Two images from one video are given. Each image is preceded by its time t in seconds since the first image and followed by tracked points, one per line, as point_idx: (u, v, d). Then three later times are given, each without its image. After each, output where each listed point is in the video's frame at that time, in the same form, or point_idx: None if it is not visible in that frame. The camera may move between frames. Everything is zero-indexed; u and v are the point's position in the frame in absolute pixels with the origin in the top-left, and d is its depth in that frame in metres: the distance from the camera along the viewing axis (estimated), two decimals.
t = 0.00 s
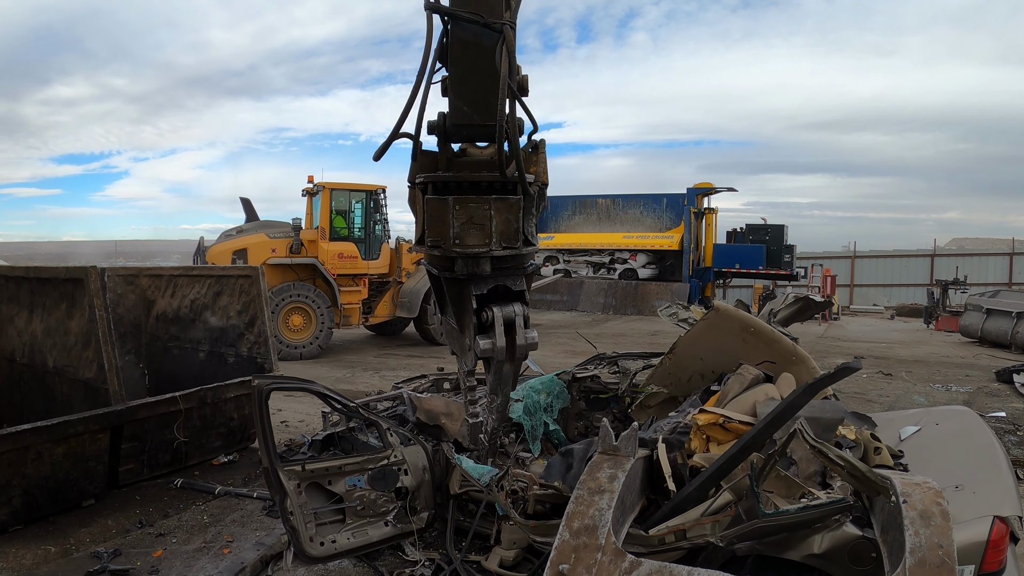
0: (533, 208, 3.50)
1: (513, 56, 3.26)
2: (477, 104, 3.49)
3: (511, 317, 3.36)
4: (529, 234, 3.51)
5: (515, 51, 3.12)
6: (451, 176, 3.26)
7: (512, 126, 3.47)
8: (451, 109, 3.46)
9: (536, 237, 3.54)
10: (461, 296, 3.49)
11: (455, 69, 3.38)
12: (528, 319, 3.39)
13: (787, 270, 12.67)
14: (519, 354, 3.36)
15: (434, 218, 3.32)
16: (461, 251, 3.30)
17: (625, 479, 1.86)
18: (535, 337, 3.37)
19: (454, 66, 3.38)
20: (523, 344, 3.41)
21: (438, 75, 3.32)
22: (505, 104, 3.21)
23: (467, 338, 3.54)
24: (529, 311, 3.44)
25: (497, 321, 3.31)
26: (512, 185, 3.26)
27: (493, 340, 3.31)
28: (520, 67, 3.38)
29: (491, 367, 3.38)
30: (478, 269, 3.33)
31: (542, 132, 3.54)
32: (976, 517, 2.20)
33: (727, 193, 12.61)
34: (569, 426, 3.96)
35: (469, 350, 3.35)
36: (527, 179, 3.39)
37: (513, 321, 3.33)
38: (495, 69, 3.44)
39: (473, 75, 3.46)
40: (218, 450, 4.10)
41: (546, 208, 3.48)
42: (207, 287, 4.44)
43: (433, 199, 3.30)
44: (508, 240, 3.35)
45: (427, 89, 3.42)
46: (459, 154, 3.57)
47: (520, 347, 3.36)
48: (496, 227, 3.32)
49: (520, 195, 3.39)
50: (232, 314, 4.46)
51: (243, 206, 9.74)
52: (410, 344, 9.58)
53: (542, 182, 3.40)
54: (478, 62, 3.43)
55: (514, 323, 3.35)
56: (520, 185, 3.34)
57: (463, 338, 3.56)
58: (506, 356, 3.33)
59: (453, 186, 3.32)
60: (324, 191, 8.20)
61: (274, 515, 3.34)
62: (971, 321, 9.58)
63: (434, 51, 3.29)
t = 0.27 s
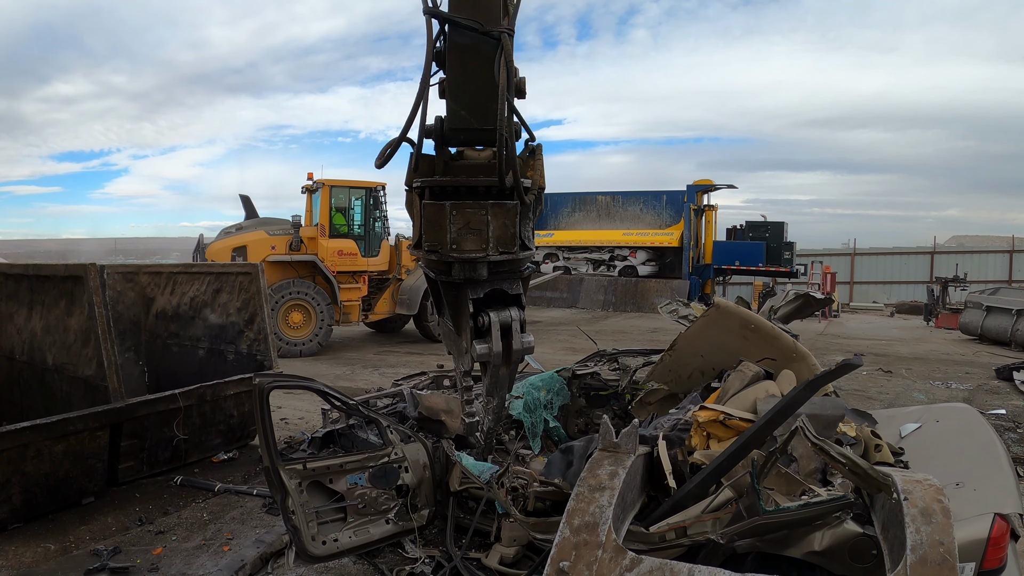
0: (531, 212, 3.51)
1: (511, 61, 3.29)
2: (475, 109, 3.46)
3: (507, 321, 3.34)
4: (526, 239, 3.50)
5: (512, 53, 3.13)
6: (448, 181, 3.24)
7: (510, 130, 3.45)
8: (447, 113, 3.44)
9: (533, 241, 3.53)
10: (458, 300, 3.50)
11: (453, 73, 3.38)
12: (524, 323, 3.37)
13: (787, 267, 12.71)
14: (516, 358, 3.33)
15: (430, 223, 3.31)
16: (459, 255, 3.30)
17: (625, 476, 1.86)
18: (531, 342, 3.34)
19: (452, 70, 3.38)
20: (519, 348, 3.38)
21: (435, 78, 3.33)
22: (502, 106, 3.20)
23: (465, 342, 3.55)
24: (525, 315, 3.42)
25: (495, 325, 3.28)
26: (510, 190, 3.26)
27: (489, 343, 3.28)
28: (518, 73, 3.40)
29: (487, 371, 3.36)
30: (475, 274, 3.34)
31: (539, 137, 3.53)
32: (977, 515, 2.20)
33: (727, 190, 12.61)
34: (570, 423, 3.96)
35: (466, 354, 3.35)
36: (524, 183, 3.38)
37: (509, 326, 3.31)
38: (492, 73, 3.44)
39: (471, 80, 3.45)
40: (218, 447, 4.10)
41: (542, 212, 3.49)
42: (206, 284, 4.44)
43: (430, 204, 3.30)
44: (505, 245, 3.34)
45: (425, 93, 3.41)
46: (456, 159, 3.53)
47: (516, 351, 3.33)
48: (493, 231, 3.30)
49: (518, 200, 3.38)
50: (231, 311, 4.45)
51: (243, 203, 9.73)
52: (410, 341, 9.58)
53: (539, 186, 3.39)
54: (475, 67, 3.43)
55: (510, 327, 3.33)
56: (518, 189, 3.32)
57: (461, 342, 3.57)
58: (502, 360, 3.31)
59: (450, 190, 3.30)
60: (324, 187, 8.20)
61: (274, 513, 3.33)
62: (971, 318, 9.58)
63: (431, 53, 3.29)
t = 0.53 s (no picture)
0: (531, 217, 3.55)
1: (512, 66, 3.30)
2: (477, 112, 3.44)
3: (514, 324, 3.52)
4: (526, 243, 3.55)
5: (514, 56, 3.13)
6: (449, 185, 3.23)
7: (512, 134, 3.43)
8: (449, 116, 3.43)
9: (533, 245, 3.60)
10: (463, 304, 3.52)
11: (454, 77, 3.37)
12: (530, 325, 3.58)
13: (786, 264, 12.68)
14: (522, 359, 3.56)
15: (433, 227, 3.38)
16: (460, 260, 3.35)
17: (625, 472, 1.86)
18: (536, 343, 3.57)
19: (453, 74, 3.37)
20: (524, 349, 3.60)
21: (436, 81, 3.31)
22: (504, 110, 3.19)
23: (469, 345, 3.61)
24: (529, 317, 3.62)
25: (502, 329, 3.46)
26: (511, 194, 3.28)
27: (498, 347, 3.46)
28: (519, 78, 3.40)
29: (495, 372, 3.57)
30: (476, 278, 3.40)
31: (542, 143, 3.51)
32: (977, 512, 2.19)
33: (726, 187, 12.61)
34: (569, 420, 3.96)
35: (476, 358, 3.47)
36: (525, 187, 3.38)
37: (517, 329, 3.49)
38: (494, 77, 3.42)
39: (472, 83, 3.44)
40: (217, 444, 4.10)
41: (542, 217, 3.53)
42: (205, 281, 4.44)
43: (432, 208, 3.35)
44: (506, 249, 3.40)
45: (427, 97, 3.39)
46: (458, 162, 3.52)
47: (523, 353, 3.55)
48: (494, 236, 3.34)
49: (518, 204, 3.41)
50: (231, 308, 4.45)
51: (242, 201, 9.73)
52: (410, 338, 9.58)
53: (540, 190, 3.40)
54: (477, 70, 3.42)
55: (517, 330, 3.53)
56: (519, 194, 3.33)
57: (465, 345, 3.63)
58: (510, 362, 3.52)
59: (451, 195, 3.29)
60: (324, 184, 8.21)
61: (274, 510, 3.33)
62: (970, 315, 9.58)
63: (432, 56, 3.28)
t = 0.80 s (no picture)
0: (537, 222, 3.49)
1: (516, 72, 3.26)
2: (481, 117, 3.43)
3: (525, 328, 3.40)
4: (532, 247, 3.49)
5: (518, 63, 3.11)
6: (452, 192, 3.22)
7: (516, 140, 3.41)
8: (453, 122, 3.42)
9: (540, 249, 3.52)
10: (471, 308, 3.45)
11: (458, 83, 3.35)
12: (540, 330, 3.45)
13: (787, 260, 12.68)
14: (532, 364, 3.41)
15: (437, 232, 3.33)
16: (465, 265, 3.29)
17: (624, 468, 1.86)
18: (546, 348, 3.44)
19: (457, 80, 3.36)
20: (535, 354, 3.47)
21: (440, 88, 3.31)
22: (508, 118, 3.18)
23: (477, 349, 3.49)
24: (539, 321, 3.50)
25: (513, 333, 3.34)
26: (516, 200, 3.26)
27: (509, 352, 3.33)
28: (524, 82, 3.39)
29: (504, 378, 3.42)
30: (481, 283, 3.31)
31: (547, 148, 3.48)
32: (976, 509, 2.20)
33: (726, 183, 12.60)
34: (568, 416, 3.96)
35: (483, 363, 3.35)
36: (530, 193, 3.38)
37: (528, 333, 3.36)
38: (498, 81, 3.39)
39: (476, 88, 3.43)
40: (217, 441, 4.10)
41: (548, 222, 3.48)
42: (204, 278, 4.44)
43: (436, 214, 3.31)
44: (512, 255, 3.33)
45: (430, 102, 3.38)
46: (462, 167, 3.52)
47: (533, 357, 3.41)
48: (499, 241, 3.28)
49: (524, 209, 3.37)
50: (230, 305, 4.43)
51: (242, 197, 9.72)
52: (410, 334, 9.59)
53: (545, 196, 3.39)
54: (481, 75, 3.39)
55: (527, 335, 3.39)
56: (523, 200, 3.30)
57: (472, 350, 3.51)
58: (521, 367, 3.38)
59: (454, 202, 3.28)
60: (323, 180, 8.21)
61: (273, 506, 3.33)
62: (970, 312, 9.59)
63: (435, 63, 3.26)
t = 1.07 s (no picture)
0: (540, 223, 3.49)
1: (520, 73, 3.24)
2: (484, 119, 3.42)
3: (537, 327, 3.46)
4: (536, 249, 3.48)
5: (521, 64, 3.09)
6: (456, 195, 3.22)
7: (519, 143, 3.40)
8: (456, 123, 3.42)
9: (543, 250, 3.52)
10: (481, 309, 3.41)
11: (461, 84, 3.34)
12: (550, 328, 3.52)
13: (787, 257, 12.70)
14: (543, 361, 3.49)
15: (441, 234, 3.34)
16: (470, 267, 3.28)
17: (623, 464, 1.86)
18: (556, 345, 3.52)
19: (461, 82, 3.35)
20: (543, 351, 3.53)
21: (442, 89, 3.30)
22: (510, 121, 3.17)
23: (487, 349, 3.44)
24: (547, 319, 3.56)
25: (527, 332, 3.37)
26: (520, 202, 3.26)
27: (523, 351, 3.35)
28: (528, 84, 3.38)
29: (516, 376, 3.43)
30: (486, 285, 3.30)
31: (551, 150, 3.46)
32: (975, 506, 2.20)
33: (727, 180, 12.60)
34: (567, 412, 3.96)
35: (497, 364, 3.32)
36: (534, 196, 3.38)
37: (541, 332, 3.41)
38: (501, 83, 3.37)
39: (480, 90, 3.43)
40: (217, 437, 4.10)
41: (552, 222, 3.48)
42: (204, 275, 4.44)
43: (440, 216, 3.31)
44: (515, 257, 3.32)
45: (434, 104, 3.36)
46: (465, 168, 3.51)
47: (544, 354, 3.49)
48: (503, 243, 3.27)
49: (527, 212, 3.36)
50: (230, 301, 4.46)
51: (242, 193, 9.72)
52: (410, 331, 9.59)
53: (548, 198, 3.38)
54: (484, 76, 3.38)
55: (539, 332, 3.46)
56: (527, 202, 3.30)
57: (481, 350, 3.47)
58: (533, 364, 3.42)
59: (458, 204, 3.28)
60: (323, 177, 8.21)
61: (273, 503, 3.34)
62: (971, 309, 9.59)
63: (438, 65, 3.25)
